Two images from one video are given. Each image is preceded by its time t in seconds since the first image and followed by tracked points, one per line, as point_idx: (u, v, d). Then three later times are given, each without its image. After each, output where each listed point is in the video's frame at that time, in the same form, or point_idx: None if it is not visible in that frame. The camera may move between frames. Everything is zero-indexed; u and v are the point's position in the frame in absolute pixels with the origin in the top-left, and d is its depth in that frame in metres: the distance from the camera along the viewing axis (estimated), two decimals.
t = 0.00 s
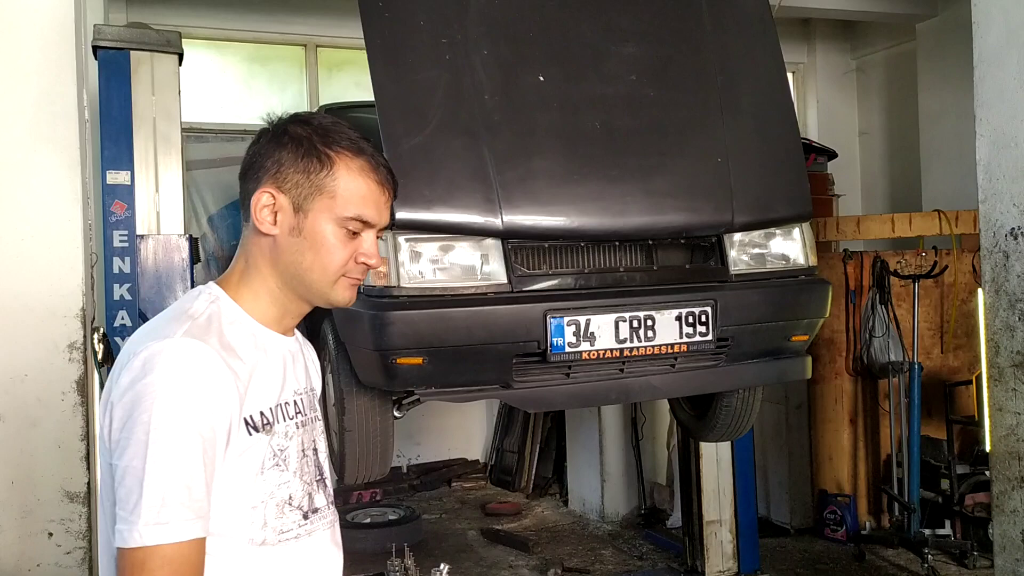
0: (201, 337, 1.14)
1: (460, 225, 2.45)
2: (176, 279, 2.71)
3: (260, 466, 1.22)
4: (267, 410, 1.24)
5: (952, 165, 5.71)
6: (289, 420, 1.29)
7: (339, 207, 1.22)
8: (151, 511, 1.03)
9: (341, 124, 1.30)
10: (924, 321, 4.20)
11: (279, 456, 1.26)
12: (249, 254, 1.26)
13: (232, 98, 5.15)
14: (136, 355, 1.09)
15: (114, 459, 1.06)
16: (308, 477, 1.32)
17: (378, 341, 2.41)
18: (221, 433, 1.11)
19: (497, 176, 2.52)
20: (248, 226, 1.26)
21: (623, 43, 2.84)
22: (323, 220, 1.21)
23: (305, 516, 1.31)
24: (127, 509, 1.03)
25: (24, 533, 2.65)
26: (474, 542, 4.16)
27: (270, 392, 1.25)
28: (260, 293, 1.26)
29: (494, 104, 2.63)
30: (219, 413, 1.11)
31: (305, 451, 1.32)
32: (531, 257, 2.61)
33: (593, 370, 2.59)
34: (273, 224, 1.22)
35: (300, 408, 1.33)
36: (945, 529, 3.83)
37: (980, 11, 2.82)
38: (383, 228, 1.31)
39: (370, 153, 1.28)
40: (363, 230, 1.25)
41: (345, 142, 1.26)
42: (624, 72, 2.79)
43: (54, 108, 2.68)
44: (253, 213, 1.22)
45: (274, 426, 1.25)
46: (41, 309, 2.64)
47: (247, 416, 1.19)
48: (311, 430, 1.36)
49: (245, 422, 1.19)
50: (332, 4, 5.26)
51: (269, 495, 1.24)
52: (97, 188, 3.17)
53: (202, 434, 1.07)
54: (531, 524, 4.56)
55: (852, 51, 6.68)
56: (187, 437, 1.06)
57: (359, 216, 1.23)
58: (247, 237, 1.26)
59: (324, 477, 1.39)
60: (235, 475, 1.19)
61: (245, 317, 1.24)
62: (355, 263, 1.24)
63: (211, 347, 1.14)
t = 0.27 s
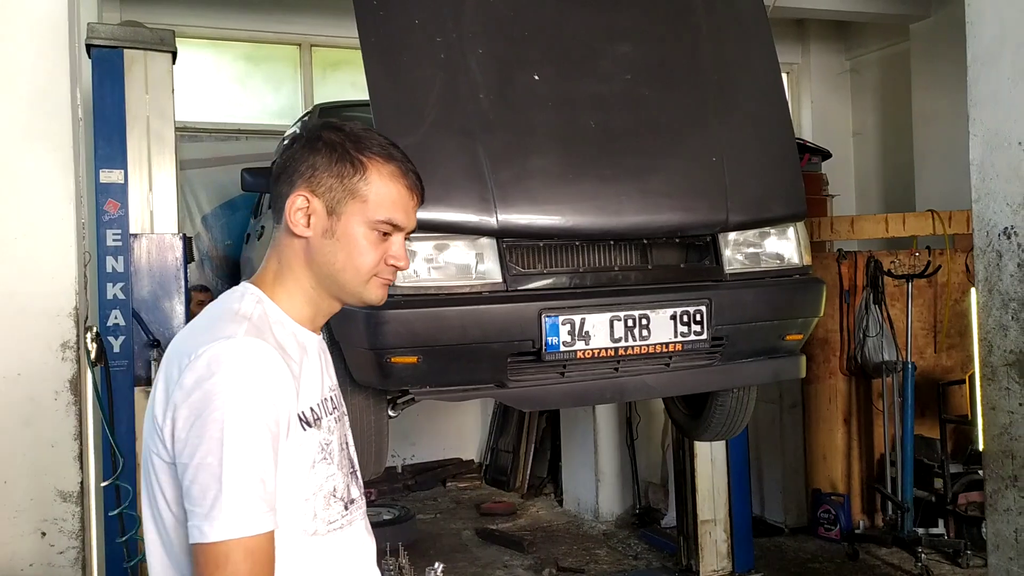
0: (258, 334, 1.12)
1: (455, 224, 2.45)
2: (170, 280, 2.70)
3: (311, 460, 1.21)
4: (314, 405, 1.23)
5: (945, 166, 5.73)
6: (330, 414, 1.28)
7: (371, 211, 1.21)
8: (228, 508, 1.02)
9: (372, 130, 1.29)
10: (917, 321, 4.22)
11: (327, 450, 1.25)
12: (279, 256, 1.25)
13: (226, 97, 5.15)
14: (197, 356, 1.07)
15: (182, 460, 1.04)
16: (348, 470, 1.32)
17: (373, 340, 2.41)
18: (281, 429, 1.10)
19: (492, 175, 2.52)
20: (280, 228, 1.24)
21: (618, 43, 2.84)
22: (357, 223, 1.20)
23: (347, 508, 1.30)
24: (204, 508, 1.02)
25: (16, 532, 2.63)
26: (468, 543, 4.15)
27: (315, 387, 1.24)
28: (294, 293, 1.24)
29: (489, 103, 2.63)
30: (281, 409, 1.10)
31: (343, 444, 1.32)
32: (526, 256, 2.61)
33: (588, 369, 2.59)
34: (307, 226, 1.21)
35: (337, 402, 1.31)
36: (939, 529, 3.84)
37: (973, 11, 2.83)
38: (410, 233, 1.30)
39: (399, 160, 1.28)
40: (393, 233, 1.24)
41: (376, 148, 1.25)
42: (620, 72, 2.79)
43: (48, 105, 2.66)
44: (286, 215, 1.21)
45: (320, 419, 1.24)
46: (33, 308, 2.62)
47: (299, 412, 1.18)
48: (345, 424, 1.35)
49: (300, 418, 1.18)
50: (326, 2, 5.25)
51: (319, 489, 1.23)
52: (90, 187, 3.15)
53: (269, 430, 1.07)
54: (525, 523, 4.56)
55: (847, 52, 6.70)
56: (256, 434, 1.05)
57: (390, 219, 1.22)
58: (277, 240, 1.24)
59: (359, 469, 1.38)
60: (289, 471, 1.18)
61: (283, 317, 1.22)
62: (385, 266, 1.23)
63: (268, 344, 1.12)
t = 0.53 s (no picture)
0: (333, 351, 1.08)
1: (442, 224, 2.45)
2: (156, 279, 2.70)
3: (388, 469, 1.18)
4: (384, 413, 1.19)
5: (932, 167, 5.77)
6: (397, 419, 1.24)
7: (417, 219, 1.16)
8: (331, 532, 1.00)
9: (408, 135, 1.23)
10: (904, 321, 4.25)
11: (399, 455, 1.22)
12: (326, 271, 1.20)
13: (214, 96, 5.13)
14: (276, 380, 1.03)
15: (276, 485, 1.02)
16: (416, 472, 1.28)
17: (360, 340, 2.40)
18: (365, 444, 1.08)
19: (479, 174, 2.51)
20: (326, 244, 1.20)
21: (606, 43, 2.85)
22: (403, 233, 1.15)
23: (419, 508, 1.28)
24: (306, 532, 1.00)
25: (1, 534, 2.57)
26: (457, 543, 4.15)
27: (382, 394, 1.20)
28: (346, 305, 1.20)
29: (477, 103, 2.63)
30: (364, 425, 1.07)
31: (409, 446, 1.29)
32: (514, 256, 2.60)
33: (576, 369, 2.60)
34: (354, 239, 1.16)
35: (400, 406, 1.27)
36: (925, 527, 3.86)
37: (959, 12, 2.84)
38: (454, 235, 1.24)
39: (439, 163, 1.22)
40: (439, 238, 1.19)
41: (416, 154, 1.19)
42: (608, 72, 2.80)
43: (32, 103, 2.61)
44: (331, 230, 1.16)
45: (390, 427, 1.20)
46: (18, 308, 2.57)
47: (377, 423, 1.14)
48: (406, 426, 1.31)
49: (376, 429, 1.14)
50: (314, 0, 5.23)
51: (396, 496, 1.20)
52: (76, 188, 3.14)
53: (358, 449, 1.04)
54: (514, 523, 4.56)
55: (834, 52, 6.73)
56: (347, 454, 1.02)
57: (435, 226, 1.17)
58: (323, 255, 1.19)
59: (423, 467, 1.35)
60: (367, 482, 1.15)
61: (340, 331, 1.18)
62: (435, 272, 1.18)
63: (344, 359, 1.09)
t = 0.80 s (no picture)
0: (417, 343, 1.11)
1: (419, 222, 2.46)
2: (131, 277, 2.67)
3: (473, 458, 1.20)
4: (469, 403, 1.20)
5: (908, 168, 5.84)
6: (479, 408, 1.25)
7: (495, 199, 1.16)
8: (416, 521, 1.03)
9: (478, 115, 1.23)
10: (880, 320, 4.29)
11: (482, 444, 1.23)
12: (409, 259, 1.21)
13: (190, 94, 5.09)
14: (365, 372, 1.07)
15: (365, 472, 1.06)
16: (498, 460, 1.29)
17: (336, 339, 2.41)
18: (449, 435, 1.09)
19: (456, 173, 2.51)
20: (407, 232, 1.20)
21: (584, 42, 2.85)
22: (483, 214, 1.15)
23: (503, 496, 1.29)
24: (393, 520, 1.04)
25: None
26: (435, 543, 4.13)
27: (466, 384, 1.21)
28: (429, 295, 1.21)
29: (455, 102, 2.62)
30: (447, 416, 1.09)
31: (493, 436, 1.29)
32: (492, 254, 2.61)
33: (553, 368, 2.58)
34: (435, 225, 1.17)
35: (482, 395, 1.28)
36: (900, 525, 3.90)
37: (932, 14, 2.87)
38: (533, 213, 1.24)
39: (512, 140, 1.21)
40: (520, 216, 1.19)
41: (489, 134, 1.19)
42: (586, 71, 2.80)
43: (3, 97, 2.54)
44: (412, 218, 1.17)
45: (473, 416, 1.21)
46: None
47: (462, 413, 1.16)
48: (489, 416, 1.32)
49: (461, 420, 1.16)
50: None
51: (480, 484, 1.21)
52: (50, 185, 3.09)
53: (440, 440, 1.06)
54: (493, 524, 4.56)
55: (811, 55, 6.78)
56: (430, 444, 1.05)
57: (516, 204, 1.17)
58: (405, 243, 1.20)
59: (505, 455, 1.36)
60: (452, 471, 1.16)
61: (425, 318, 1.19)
62: (518, 250, 1.18)
63: (428, 351, 1.11)
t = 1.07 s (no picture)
0: (441, 333, 1.14)
1: (390, 223, 2.45)
2: (98, 278, 2.64)
3: (499, 448, 1.20)
4: (501, 395, 1.21)
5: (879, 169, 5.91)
6: (515, 401, 1.26)
7: (542, 191, 1.18)
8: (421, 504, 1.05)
9: (525, 110, 1.25)
10: (849, 320, 4.34)
11: (513, 438, 1.23)
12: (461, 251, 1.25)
13: (160, 94, 5.03)
14: (389, 357, 1.12)
15: (380, 452, 1.10)
16: (534, 453, 1.29)
17: (307, 341, 2.40)
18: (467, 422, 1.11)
19: (428, 172, 2.53)
20: (459, 227, 1.24)
21: (555, 43, 2.85)
22: (530, 206, 1.18)
23: (534, 489, 1.28)
24: (400, 501, 1.06)
25: None
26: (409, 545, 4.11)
27: (501, 376, 1.23)
28: (480, 287, 1.23)
29: (425, 103, 2.62)
30: (462, 405, 1.11)
31: (529, 431, 1.29)
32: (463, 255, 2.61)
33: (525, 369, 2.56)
34: (484, 219, 1.20)
35: (522, 388, 1.29)
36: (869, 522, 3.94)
37: (899, 18, 2.91)
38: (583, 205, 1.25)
39: (559, 133, 1.23)
40: (568, 208, 1.20)
41: (535, 128, 1.21)
42: (557, 72, 2.80)
43: None
44: (462, 212, 1.21)
45: (505, 408, 1.22)
46: None
47: (487, 404, 1.17)
48: (530, 410, 1.32)
49: (485, 410, 1.17)
50: None
51: (506, 476, 1.22)
52: (14, 185, 3.05)
53: (451, 423, 1.08)
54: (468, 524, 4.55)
55: (783, 56, 6.84)
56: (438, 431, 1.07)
57: (562, 195, 1.19)
58: (458, 236, 1.24)
59: (547, 448, 1.35)
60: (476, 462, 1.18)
61: (473, 309, 1.21)
62: (566, 240, 1.20)
63: (449, 341, 1.14)
